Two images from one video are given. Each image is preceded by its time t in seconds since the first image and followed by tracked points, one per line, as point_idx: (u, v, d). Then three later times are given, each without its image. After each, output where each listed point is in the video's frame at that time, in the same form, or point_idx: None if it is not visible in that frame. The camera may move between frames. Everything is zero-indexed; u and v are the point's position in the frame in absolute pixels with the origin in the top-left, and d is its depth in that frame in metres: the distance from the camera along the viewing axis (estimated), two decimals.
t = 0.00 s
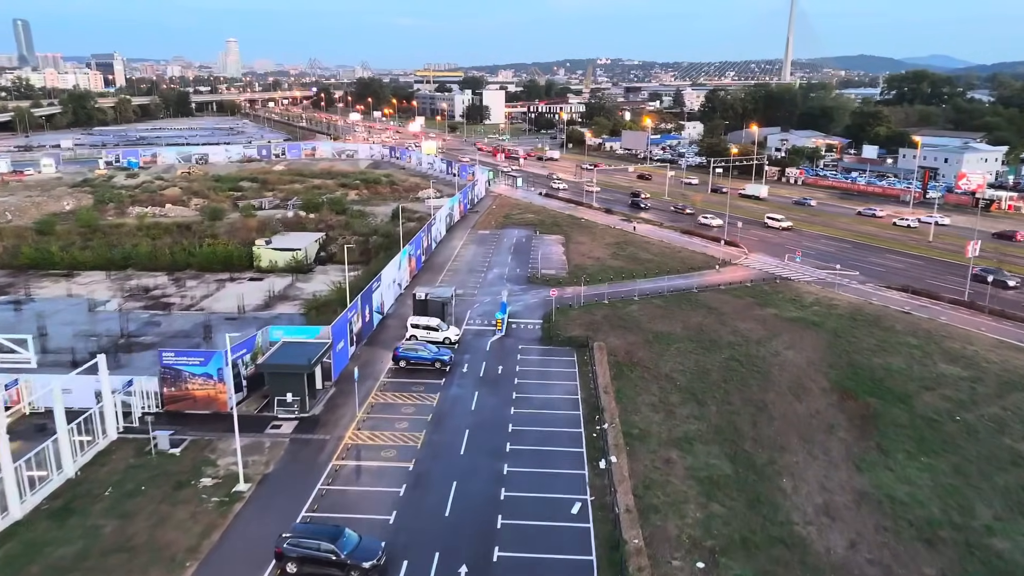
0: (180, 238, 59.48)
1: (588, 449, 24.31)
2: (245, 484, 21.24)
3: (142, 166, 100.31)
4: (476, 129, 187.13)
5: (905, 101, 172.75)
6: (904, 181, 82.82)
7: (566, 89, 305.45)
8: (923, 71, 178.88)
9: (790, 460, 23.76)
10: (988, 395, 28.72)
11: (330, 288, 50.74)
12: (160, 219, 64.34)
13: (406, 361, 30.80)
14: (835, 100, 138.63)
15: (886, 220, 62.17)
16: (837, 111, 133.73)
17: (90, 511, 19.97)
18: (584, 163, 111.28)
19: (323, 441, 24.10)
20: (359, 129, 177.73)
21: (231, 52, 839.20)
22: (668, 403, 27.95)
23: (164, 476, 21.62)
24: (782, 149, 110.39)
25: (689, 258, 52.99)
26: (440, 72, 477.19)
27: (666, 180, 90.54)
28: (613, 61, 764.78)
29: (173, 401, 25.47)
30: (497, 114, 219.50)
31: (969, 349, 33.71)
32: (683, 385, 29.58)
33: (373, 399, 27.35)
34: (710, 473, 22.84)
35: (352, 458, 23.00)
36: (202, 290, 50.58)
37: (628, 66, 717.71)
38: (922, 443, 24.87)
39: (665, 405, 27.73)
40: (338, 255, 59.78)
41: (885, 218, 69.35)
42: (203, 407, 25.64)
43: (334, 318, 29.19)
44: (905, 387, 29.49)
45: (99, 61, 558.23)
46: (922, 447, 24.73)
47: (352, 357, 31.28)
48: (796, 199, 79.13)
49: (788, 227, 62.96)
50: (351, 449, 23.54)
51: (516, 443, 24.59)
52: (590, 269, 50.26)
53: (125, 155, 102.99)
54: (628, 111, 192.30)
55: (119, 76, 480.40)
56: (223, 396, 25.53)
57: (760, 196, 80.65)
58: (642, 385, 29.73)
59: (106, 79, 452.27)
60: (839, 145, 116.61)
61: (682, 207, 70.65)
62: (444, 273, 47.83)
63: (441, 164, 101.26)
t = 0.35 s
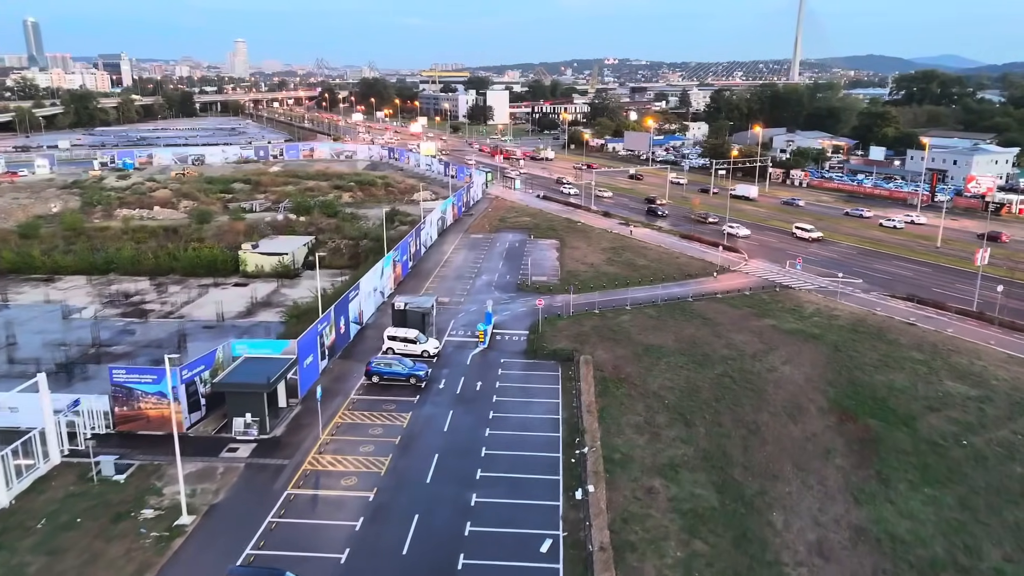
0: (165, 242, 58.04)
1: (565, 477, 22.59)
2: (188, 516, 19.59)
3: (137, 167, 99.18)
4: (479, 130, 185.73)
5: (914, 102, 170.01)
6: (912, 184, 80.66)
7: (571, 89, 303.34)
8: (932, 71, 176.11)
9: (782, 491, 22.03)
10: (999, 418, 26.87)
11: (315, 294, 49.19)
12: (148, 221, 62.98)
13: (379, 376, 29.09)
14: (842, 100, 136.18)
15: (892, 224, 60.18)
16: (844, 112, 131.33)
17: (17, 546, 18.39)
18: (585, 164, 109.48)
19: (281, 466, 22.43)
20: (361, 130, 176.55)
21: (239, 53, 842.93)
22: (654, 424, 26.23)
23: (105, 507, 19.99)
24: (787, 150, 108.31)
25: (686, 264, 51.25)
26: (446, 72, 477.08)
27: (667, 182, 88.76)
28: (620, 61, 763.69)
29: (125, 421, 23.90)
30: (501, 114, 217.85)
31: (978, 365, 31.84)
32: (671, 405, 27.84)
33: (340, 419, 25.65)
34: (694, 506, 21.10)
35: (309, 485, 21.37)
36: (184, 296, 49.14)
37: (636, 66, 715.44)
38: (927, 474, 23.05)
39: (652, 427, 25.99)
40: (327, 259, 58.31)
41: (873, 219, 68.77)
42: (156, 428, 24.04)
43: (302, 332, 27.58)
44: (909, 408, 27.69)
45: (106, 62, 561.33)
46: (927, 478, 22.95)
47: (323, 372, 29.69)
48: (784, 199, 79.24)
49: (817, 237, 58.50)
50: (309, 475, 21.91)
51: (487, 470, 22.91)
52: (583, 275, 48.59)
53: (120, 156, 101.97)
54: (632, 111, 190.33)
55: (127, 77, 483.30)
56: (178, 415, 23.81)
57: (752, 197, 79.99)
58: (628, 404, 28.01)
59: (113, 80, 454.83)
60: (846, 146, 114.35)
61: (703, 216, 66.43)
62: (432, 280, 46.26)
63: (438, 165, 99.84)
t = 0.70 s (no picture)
0: (156, 245, 57.06)
1: (539, 506, 21.11)
2: (127, 547, 18.22)
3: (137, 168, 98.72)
4: (486, 130, 184.65)
5: (929, 102, 166.78)
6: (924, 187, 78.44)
7: (581, 89, 301.50)
8: (948, 71, 172.83)
9: (771, 523, 20.54)
10: (1009, 445, 25.20)
11: (303, 300, 47.98)
12: (140, 223, 62.07)
13: (352, 391, 27.77)
14: (855, 99, 133.41)
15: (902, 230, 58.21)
16: (857, 112, 128.65)
17: None
18: (589, 166, 107.93)
19: (236, 490, 21.03)
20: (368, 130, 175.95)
21: (252, 53, 848.35)
22: (639, 446, 24.74)
23: (42, 535, 18.68)
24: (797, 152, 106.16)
25: (685, 270, 49.59)
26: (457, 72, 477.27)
27: (672, 184, 87.03)
28: (632, 62, 760.42)
29: (77, 440, 22.58)
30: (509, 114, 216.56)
31: (988, 383, 30.10)
32: (658, 425, 26.31)
33: (305, 438, 24.27)
34: (675, 540, 19.61)
35: (262, 512, 20.01)
36: (171, 301, 48.06)
37: (648, 66, 712.43)
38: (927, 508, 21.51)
39: (636, 450, 24.48)
40: (320, 263, 57.14)
41: (865, 219, 68.42)
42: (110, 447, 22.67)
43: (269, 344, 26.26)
44: (912, 431, 26.04)
45: (120, 62, 566.62)
46: (928, 513, 21.41)
47: (295, 386, 28.35)
48: (777, 199, 78.78)
49: (854, 250, 53.96)
50: (264, 501, 20.56)
51: (455, 496, 21.47)
52: (579, 282, 47.07)
53: (122, 156, 101.64)
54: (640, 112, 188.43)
55: (140, 76, 487.76)
56: (132, 434, 22.53)
57: (746, 199, 79.14)
58: (612, 424, 26.49)
59: (127, 79, 459.21)
60: (858, 147, 111.96)
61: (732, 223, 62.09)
62: (421, 287, 44.92)
63: (440, 166, 98.70)
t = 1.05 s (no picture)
0: (160, 248, 56.80)
1: (513, 541, 19.78)
2: None
3: (154, 169, 99.30)
4: (505, 131, 183.52)
5: (961, 103, 161.70)
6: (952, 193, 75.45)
7: (604, 89, 298.73)
8: (982, 71, 167.48)
9: (761, 567, 19.08)
10: None
11: (302, 307, 47.19)
12: (147, 225, 61.93)
13: (331, 409, 26.68)
14: (883, 100, 129.59)
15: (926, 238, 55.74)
16: (885, 113, 124.87)
17: None
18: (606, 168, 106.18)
19: (195, 516, 19.94)
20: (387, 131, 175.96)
21: (279, 53, 858.67)
22: (627, 474, 23.32)
23: None
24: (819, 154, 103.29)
25: (695, 280, 47.80)
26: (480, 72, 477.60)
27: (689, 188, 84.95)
28: (658, 61, 754.60)
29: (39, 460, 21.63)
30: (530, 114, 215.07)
31: (1010, 408, 28.11)
32: (650, 451, 24.80)
33: (276, 459, 23.17)
34: None
35: (220, 543, 18.93)
36: (171, 305, 47.54)
37: (673, 66, 706.46)
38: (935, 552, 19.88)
39: (623, 479, 23.04)
40: (324, 268, 56.34)
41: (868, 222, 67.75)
42: (73, 467, 21.68)
43: (245, 359, 25.26)
44: (923, 462, 24.29)
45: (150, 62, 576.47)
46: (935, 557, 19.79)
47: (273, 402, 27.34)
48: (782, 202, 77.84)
49: (909, 268, 48.92)
50: (223, 529, 19.47)
51: (425, 528, 20.23)
52: (583, 291, 45.55)
53: (139, 157, 102.54)
54: (662, 112, 185.65)
55: (168, 77, 494.48)
56: (95, 454, 21.57)
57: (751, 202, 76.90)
58: (601, 449, 25.04)
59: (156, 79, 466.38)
60: (885, 150, 108.52)
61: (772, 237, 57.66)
62: (419, 296, 43.78)
63: (454, 168, 97.75)
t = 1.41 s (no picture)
0: (172, 251, 56.87)
1: None
2: None
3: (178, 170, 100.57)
4: (531, 133, 182.29)
5: (1004, 105, 155.62)
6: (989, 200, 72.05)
7: (634, 90, 295.32)
8: None
9: None
10: None
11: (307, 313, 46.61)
12: (162, 228, 62.24)
13: (313, 426, 25.75)
14: (920, 102, 125.13)
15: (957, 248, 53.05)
16: (921, 116, 120.48)
17: None
18: (629, 172, 104.19)
19: (156, 541, 19.10)
20: (412, 133, 176.09)
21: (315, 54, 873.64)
22: (614, 506, 21.99)
23: None
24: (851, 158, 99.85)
25: (709, 291, 45.99)
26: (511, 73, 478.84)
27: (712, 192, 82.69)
28: (691, 62, 746.20)
29: (6, 477, 21.04)
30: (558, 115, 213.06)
31: None
32: (641, 481, 23.39)
33: (248, 481, 22.26)
34: None
35: (176, 573, 18.05)
36: (177, 309, 47.36)
37: (706, 66, 697.78)
38: None
39: (610, 511, 21.68)
40: (333, 273, 55.88)
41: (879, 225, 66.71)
42: (40, 485, 21.07)
43: (225, 374, 24.44)
44: (936, 498, 22.49)
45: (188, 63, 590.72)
46: None
47: (256, 418, 26.49)
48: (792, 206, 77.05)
49: (979, 291, 43.85)
50: (182, 558, 18.59)
51: (392, 561, 19.14)
52: (591, 301, 44.11)
53: (165, 158, 104.08)
54: (690, 114, 182.40)
55: (205, 77, 506.86)
56: (62, 472, 20.91)
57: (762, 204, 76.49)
58: (590, 476, 23.71)
59: (193, 80, 477.79)
60: (920, 154, 104.55)
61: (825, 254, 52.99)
62: (422, 305, 42.82)
63: (473, 171, 96.94)
